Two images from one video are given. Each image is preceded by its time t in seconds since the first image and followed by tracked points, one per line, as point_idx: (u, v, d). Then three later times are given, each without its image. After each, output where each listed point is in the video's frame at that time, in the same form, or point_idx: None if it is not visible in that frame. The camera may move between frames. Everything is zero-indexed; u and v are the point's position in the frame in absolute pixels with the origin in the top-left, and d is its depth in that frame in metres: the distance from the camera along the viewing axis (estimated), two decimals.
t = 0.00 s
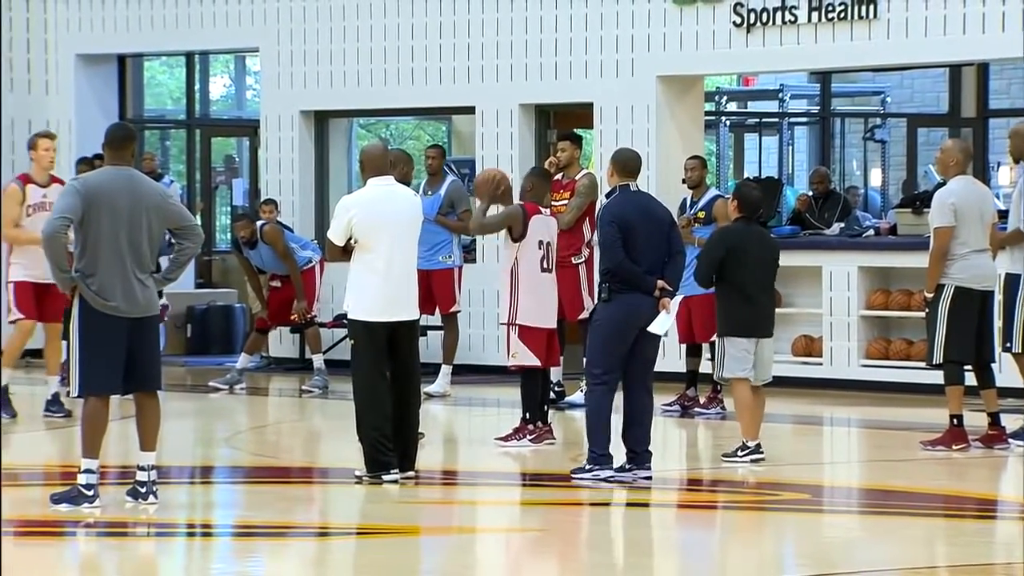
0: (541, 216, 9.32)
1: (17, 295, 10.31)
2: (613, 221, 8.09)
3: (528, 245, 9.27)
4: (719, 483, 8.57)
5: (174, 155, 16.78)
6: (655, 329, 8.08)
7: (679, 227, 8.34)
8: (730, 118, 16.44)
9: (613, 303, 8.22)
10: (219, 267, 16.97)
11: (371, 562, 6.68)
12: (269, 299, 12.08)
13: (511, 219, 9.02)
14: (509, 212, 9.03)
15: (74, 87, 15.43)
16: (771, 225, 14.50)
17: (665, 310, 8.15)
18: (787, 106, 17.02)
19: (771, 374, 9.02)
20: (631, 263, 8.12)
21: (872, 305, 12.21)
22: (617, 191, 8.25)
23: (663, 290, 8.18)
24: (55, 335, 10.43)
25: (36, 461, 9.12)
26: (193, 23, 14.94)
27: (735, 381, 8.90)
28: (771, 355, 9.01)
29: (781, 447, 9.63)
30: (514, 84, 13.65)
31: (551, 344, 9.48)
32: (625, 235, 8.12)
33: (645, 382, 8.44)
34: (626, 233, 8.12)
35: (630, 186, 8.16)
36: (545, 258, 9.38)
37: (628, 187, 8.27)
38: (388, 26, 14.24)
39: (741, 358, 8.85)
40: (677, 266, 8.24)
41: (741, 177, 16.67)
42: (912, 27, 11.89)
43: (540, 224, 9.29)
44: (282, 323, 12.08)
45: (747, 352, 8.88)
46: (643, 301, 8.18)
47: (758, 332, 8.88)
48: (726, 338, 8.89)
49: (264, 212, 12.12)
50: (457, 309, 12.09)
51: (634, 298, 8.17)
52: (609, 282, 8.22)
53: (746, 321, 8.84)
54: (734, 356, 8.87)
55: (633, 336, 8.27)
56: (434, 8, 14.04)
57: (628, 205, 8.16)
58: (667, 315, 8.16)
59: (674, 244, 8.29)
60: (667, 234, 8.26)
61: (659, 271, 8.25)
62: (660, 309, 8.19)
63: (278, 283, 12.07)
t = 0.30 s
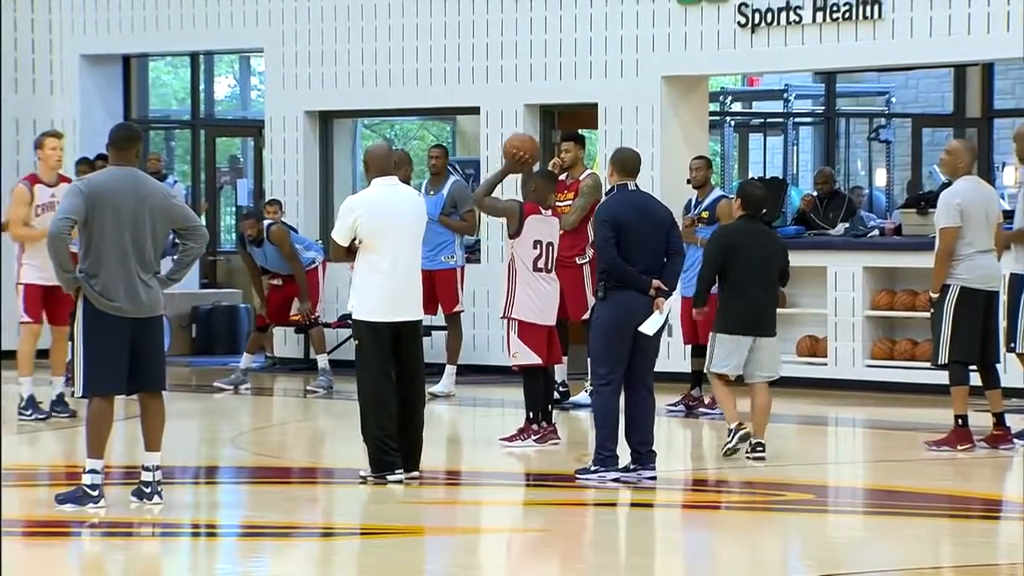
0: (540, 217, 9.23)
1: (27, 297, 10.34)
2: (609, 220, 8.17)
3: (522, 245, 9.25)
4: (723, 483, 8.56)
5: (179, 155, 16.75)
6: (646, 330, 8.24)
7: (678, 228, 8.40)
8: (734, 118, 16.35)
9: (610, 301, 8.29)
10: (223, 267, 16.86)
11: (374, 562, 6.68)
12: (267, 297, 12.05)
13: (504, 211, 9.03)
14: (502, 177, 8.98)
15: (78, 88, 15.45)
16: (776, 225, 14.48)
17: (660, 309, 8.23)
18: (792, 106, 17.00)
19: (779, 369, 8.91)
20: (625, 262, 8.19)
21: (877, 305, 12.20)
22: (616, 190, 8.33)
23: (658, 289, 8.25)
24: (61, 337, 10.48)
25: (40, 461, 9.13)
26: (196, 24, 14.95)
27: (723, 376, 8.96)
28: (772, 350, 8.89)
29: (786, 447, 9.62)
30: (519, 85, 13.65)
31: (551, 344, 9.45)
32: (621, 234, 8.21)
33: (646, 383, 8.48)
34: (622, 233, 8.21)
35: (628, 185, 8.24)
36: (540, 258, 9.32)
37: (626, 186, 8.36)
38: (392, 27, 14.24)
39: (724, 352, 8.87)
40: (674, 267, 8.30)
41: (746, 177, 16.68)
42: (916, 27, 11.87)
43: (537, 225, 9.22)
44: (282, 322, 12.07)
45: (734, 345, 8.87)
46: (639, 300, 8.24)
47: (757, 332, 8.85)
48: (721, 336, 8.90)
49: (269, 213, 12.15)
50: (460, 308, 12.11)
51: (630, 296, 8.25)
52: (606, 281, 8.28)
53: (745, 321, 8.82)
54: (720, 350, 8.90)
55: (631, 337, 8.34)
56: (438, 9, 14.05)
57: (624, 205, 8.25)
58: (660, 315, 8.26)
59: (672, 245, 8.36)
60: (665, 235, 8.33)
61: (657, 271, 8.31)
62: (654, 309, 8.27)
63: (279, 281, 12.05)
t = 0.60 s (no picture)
0: (544, 217, 9.25)
1: (43, 298, 10.33)
2: (613, 220, 8.28)
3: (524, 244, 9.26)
4: (735, 484, 8.56)
5: (191, 156, 16.83)
6: (653, 329, 8.29)
7: (685, 229, 8.48)
8: (747, 118, 16.53)
9: (616, 301, 8.38)
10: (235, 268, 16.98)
11: (386, 563, 6.69)
12: (276, 297, 12.11)
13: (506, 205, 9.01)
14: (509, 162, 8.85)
15: (91, 90, 15.49)
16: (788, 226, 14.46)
17: (666, 310, 8.32)
18: (803, 107, 17.05)
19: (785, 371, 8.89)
20: (630, 262, 8.28)
21: (888, 306, 12.17)
22: (621, 190, 8.44)
23: (665, 290, 8.34)
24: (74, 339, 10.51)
25: (51, 461, 9.17)
26: (207, 26, 14.98)
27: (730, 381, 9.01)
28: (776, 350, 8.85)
29: (797, 447, 9.61)
30: (530, 86, 13.66)
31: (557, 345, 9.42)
32: (627, 234, 8.31)
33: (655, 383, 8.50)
34: (628, 232, 8.31)
35: (633, 185, 8.36)
36: (542, 259, 9.31)
37: (631, 187, 8.46)
38: (404, 28, 14.24)
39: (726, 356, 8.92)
40: (680, 267, 8.38)
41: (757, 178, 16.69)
42: (928, 28, 11.85)
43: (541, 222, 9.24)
44: (290, 322, 12.13)
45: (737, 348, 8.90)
46: (646, 300, 8.33)
47: (758, 336, 8.84)
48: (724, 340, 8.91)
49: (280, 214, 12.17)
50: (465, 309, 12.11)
51: (637, 296, 8.33)
52: (612, 281, 8.38)
53: (745, 325, 8.82)
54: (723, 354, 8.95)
55: (639, 337, 8.40)
56: (450, 10, 14.06)
57: (631, 205, 8.35)
58: (666, 315, 8.33)
59: (678, 245, 8.43)
60: (671, 235, 8.41)
61: (663, 271, 8.40)
62: (660, 310, 8.35)
63: (287, 280, 12.08)
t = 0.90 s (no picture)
0: (563, 218, 9.33)
1: (86, 300, 10.43)
2: (637, 219, 8.29)
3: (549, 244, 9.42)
4: (760, 484, 8.54)
5: (217, 156, 16.89)
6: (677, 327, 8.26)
7: (707, 228, 8.49)
8: (772, 119, 16.40)
9: (638, 300, 8.37)
10: (261, 268, 17.02)
11: (412, 563, 6.70)
12: (299, 295, 12.19)
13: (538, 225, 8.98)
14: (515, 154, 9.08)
15: (118, 91, 15.56)
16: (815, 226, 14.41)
17: (690, 308, 8.31)
18: (830, 107, 17.00)
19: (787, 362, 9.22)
20: (653, 262, 8.29)
21: (915, 305, 12.12)
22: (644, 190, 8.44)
23: (687, 289, 8.35)
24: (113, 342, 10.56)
25: (79, 461, 9.21)
26: (232, 26, 15.04)
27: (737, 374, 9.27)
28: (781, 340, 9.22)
29: (823, 447, 9.59)
30: (556, 85, 13.64)
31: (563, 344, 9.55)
32: (649, 233, 8.32)
33: (678, 382, 8.49)
34: (650, 231, 8.32)
35: (656, 184, 8.36)
36: (563, 259, 9.47)
37: (655, 186, 8.46)
38: (429, 28, 14.23)
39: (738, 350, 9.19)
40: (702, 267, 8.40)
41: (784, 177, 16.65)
42: (955, 28, 11.81)
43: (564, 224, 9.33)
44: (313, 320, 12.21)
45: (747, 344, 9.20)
46: (669, 300, 8.32)
47: (760, 330, 9.16)
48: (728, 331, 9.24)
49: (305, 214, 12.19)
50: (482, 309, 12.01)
51: (660, 296, 8.32)
52: (634, 280, 8.39)
53: (748, 319, 9.14)
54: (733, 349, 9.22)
55: (662, 336, 8.40)
56: (475, 10, 14.06)
57: (653, 204, 8.36)
58: (689, 313, 8.31)
59: (700, 245, 8.44)
60: (694, 234, 8.43)
61: (685, 270, 8.41)
62: (683, 308, 8.35)
63: (310, 280, 12.20)
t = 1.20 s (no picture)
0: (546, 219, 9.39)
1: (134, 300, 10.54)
2: (660, 219, 8.28)
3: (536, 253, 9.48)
4: (784, 484, 8.53)
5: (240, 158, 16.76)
6: (698, 327, 8.24)
7: (730, 228, 8.47)
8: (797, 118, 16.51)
9: (660, 301, 8.37)
10: (285, 268, 17.15)
11: (435, 563, 6.71)
12: (322, 295, 12.21)
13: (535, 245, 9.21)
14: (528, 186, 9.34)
15: (144, 93, 15.66)
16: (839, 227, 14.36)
17: (711, 307, 8.26)
18: (854, 106, 16.98)
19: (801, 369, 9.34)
20: (675, 261, 8.28)
21: (940, 306, 12.08)
22: (667, 189, 8.43)
23: (709, 289, 8.31)
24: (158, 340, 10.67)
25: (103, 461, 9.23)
26: (257, 26, 15.11)
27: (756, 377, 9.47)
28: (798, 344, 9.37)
29: (847, 448, 9.57)
30: (579, 85, 13.64)
31: (559, 343, 9.72)
32: (671, 232, 8.32)
33: (700, 382, 8.48)
34: (672, 230, 8.31)
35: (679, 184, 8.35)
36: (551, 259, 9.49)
37: (678, 186, 8.46)
38: (454, 28, 14.23)
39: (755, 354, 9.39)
40: (724, 267, 8.38)
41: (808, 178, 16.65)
42: (980, 27, 11.79)
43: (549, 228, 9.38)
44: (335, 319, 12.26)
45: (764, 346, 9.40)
46: (691, 300, 8.32)
47: (778, 333, 9.32)
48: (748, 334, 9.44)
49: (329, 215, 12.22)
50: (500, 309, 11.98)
51: (682, 296, 8.32)
52: (656, 280, 8.39)
53: (766, 322, 9.31)
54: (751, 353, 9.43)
55: (683, 336, 8.40)
56: (499, 10, 14.06)
57: (676, 204, 8.35)
58: (711, 312, 8.27)
59: (722, 245, 8.43)
60: (716, 234, 8.41)
61: (706, 270, 8.40)
62: (705, 308, 8.31)
63: (332, 279, 12.19)
